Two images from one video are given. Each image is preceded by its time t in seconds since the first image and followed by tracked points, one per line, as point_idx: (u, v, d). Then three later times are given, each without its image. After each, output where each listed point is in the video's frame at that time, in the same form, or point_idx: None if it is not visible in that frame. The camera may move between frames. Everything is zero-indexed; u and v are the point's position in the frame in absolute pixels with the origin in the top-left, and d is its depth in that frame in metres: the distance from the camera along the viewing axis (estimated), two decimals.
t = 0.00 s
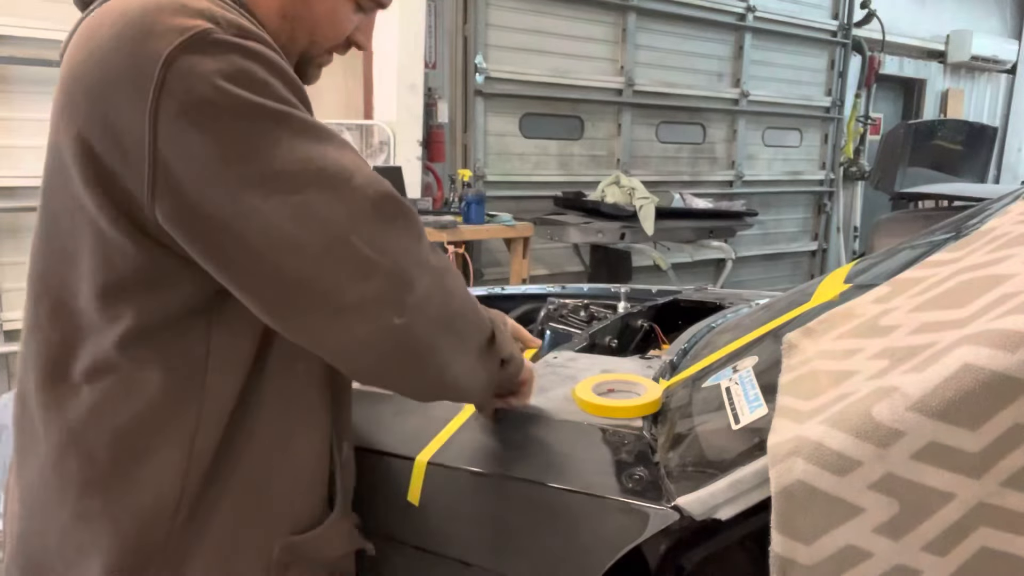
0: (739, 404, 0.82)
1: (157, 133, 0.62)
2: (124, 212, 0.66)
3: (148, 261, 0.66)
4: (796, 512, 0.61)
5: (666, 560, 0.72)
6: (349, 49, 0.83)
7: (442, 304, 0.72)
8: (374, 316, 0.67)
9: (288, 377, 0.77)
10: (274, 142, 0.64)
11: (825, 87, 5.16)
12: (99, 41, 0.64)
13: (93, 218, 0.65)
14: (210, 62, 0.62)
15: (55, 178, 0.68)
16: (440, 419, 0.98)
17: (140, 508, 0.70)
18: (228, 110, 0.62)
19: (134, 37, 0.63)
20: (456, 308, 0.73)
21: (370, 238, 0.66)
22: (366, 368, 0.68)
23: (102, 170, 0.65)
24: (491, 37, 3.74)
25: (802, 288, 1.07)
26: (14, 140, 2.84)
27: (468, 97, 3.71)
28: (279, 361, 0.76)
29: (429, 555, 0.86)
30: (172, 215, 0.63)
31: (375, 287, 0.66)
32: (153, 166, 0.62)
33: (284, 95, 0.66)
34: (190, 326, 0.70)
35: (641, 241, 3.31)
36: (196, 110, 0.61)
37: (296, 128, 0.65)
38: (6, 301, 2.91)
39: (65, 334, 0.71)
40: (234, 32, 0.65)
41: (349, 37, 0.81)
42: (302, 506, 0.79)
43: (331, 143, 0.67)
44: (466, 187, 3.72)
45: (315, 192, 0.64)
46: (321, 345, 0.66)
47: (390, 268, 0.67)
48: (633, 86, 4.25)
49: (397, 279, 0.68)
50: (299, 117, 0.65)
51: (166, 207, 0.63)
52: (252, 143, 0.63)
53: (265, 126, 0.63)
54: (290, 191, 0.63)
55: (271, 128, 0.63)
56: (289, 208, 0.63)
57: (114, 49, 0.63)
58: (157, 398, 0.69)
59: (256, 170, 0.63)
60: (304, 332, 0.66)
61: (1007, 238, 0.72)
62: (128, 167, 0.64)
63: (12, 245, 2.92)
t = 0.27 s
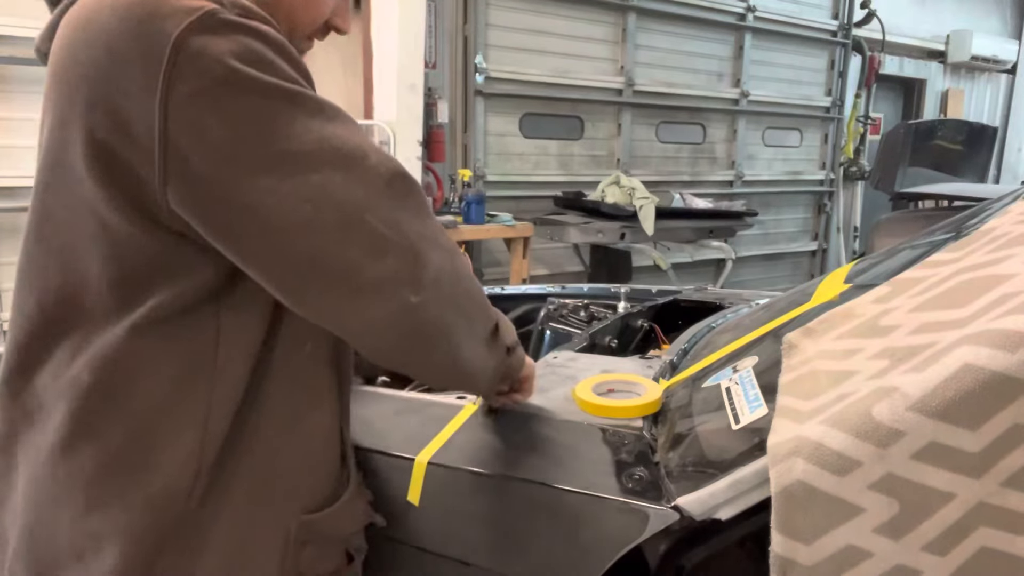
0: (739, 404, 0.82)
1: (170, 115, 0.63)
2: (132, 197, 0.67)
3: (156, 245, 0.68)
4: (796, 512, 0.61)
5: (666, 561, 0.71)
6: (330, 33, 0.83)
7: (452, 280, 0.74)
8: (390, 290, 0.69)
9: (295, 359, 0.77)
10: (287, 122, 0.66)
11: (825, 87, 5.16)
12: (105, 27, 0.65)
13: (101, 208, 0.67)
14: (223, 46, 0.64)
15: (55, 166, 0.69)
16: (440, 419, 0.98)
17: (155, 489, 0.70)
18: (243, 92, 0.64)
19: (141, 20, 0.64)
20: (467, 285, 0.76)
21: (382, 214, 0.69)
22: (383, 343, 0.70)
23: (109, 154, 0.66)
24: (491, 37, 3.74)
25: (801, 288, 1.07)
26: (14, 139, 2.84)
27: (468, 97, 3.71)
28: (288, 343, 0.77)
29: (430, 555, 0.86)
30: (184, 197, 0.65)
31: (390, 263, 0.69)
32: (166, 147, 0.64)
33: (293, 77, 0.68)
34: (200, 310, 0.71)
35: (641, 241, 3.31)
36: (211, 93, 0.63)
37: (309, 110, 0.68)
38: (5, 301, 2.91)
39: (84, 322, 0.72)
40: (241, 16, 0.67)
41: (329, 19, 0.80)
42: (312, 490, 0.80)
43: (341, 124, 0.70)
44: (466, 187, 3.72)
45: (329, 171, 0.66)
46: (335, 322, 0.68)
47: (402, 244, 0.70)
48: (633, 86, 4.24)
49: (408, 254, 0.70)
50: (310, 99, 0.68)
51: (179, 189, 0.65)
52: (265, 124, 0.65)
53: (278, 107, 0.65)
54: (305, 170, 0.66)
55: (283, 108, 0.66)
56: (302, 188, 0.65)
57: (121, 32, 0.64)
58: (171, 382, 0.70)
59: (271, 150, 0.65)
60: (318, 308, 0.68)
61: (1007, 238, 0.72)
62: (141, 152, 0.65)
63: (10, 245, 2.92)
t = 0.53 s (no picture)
0: (739, 404, 0.82)
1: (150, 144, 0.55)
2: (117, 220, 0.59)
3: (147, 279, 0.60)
4: (796, 512, 0.61)
5: (666, 560, 0.71)
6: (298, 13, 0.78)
7: (460, 339, 0.64)
8: (387, 358, 0.59)
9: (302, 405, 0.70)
10: (276, 156, 0.56)
11: (825, 87, 5.16)
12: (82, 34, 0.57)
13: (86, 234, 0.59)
14: (207, 67, 0.55)
15: (33, 180, 0.61)
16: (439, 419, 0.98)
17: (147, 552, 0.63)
18: (227, 123, 0.55)
19: (124, 28, 0.56)
20: (478, 344, 0.66)
21: (381, 268, 0.58)
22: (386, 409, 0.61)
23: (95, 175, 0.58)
24: (491, 37, 3.74)
25: (802, 288, 1.07)
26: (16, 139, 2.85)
27: (468, 97, 3.71)
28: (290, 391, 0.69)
29: (428, 555, 0.85)
30: (168, 229, 0.57)
31: (391, 325, 0.59)
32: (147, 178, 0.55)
33: (295, 111, 0.59)
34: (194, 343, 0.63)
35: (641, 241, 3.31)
36: (192, 122, 0.54)
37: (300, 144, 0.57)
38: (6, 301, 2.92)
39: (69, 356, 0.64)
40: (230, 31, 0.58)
41: None
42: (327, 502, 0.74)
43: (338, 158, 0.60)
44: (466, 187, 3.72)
45: (323, 216, 0.57)
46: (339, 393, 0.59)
47: (404, 304, 0.59)
48: (633, 86, 4.25)
49: (411, 315, 0.60)
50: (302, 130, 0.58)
51: (161, 220, 0.57)
52: (251, 160, 0.55)
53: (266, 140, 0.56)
54: (296, 213, 0.56)
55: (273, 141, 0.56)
56: (300, 239, 0.56)
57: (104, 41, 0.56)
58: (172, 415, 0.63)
59: (259, 192, 0.55)
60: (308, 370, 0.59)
61: (1007, 238, 0.72)
62: (123, 173, 0.57)
63: (10, 245, 2.92)
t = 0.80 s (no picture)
0: (739, 403, 0.82)
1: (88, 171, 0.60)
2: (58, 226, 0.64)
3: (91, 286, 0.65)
4: (796, 512, 0.61)
5: (666, 559, 0.72)
6: None
7: (368, 381, 0.69)
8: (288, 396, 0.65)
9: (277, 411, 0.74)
10: (206, 204, 0.61)
11: (825, 87, 5.16)
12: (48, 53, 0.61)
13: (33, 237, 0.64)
14: (154, 110, 0.59)
15: None
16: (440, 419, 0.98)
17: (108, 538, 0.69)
18: (167, 165, 0.60)
19: (82, 54, 0.60)
20: (386, 383, 0.71)
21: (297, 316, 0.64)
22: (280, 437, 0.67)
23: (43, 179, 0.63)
24: (491, 37, 3.74)
25: (802, 288, 1.07)
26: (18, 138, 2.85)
27: (468, 97, 3.71)
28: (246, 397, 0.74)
29: (429, 555, 0.86)
30: (96, 248, 0.62)
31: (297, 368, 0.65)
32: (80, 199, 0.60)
33: (236, 149, 0.64)
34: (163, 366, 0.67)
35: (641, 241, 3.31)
36: (129, 162, 0.59)
37: (235, 193, 0.62)
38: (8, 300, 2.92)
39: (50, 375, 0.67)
40: (183, 64, 0.62)
41: None
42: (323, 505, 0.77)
43: (275, 208, 0.64)
44: (466, 187, 3.71)
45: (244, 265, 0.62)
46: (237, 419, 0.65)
47: (314, 347, 0.65)
48: (633, 86, 4.24)
49: (319, 358, 0.66)
50: (237, 179, 0.62)
51: (91, 238, 0.62)
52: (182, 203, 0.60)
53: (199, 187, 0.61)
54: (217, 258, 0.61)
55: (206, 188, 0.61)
56: (213, 277, 0.61)
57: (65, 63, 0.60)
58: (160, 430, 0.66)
59: (184, 232, 0.61)
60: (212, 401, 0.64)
61: (1007, 238, 0.72)
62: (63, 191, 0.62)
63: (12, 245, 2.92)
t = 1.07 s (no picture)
0: (739, 404, 0.82)
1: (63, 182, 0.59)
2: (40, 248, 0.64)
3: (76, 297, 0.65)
4: (796, 512, 0.61)
5: (666, 559, 0.72)
6: None
7: (376, 358, 0.70)
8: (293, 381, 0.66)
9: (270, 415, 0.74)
10: (189, 200, 0.61)
11: (825, 87, 5.16)
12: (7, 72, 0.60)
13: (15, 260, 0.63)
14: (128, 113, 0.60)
15: None
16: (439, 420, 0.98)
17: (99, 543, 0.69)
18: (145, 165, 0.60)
19: (37, 66, 0.59)
20: (396, 360, 0.72)
21: (293, 302, 0.65)
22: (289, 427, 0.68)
23: (13, 197, 0.63)
24: (491, 37, 3.74)
25: (802, 288, 1.07)
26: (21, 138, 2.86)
27: (468, 97, 3.71)
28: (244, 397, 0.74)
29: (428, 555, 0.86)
30: (74, 259, 0.61)
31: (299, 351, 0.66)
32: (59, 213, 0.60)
33: (210, 141, 0.64)
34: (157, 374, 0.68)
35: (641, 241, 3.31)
36: (107, 166, 0.59)
37: (220, 187, 0.63)
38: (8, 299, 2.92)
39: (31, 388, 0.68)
40: (143, 60, 0.61)
41: None
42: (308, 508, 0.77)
43: (257, 199, 0.65)
44: (466, 187, 3.71)
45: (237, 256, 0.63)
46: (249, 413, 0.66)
47: (313, 332, 0.66)
48: (632, 86, 4.24)
49: (322, 344, 0.66)
50: (219, 172, 0.63)
51: (72, 254, 0.61)
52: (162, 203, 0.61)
53: (180, 184, 0.61)
54: (209, 255, 0.62)
55: (188, 184, 0.61)
56: (208, 274, 0.62)
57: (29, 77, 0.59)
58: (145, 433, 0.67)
59: (173, 231, 0.61)
60: (209, 391, 0.65)
61: (1007, 238, 0.72)
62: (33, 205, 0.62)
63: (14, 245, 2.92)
